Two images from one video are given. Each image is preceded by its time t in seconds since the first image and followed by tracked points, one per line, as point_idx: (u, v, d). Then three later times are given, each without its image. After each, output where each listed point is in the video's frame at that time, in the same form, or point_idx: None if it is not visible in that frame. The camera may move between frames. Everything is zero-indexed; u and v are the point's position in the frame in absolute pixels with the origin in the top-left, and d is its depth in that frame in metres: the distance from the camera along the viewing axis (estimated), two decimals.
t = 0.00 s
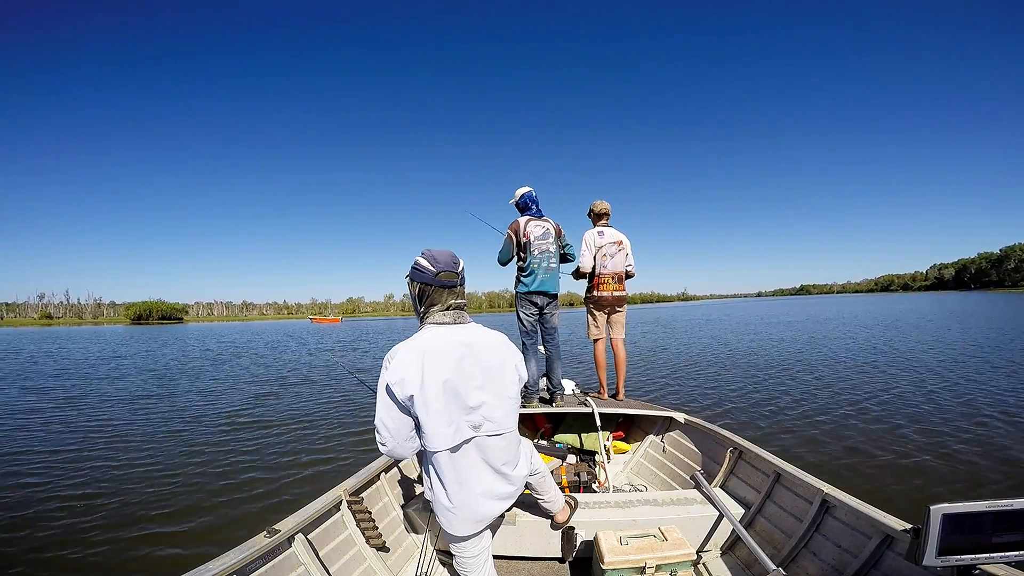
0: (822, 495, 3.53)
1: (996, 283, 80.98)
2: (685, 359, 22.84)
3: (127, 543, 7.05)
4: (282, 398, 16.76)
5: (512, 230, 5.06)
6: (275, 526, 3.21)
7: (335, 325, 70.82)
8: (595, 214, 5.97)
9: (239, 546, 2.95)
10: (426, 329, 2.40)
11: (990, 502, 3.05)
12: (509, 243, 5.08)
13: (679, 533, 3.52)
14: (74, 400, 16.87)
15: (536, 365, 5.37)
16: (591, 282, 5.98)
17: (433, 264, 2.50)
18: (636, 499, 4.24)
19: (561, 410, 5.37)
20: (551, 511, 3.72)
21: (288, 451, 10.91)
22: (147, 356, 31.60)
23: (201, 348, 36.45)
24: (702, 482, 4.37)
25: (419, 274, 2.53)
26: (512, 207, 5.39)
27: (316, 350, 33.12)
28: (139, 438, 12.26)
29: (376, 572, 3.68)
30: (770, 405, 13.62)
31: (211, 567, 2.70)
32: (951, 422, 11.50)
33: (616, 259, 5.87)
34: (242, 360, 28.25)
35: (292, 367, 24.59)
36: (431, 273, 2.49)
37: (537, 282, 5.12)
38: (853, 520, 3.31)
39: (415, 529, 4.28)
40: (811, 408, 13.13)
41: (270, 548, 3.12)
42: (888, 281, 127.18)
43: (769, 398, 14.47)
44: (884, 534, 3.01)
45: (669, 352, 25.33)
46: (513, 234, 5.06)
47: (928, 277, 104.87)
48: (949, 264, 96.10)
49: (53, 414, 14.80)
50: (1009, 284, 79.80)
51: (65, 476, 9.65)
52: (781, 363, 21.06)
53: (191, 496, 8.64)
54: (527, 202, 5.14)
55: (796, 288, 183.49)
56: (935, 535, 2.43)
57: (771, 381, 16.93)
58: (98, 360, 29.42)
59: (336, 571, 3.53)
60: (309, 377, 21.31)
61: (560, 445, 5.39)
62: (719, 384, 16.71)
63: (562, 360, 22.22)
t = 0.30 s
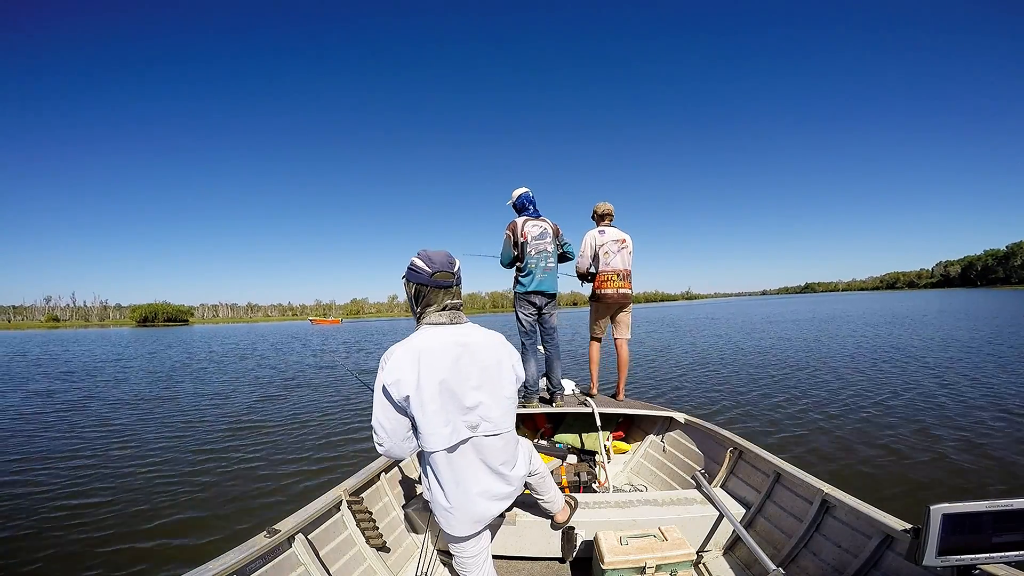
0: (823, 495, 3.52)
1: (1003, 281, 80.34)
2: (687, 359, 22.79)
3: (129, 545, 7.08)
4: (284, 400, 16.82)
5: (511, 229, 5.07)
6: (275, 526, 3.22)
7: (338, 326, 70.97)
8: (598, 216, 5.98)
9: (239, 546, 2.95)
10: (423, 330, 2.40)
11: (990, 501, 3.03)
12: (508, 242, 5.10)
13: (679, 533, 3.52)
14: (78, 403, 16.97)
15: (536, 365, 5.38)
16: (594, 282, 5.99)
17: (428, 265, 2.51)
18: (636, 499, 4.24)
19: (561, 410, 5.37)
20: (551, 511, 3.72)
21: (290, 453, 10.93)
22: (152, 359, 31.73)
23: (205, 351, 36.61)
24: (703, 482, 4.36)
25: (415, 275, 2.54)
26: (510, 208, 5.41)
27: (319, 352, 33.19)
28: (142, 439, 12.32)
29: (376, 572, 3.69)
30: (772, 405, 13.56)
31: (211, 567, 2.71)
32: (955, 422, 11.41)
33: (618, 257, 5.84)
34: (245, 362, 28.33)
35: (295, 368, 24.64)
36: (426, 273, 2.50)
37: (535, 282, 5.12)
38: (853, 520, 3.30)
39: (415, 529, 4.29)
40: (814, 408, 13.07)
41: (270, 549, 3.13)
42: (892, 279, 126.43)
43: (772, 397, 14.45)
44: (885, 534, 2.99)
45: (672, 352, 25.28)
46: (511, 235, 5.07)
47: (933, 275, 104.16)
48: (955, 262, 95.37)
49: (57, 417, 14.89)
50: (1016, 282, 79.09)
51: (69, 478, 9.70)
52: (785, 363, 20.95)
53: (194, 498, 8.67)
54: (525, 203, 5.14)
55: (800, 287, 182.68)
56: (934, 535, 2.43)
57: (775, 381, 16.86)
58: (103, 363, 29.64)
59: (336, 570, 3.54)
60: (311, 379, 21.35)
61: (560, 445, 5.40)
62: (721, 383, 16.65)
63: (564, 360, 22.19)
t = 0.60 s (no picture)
0: (822, 495, 3.52)
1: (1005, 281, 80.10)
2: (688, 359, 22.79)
3: (131, 547, 7.10)
4: (286, 400, 16.85)
5: (511, 230, 5.08)
6: (275, 526, 3.22)
7: (341, 327, 71.07)
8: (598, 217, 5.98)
9: (239, 546, 2.95)
10: (422, 330, 2.41)
11: (991, 501, 3.03)
12: (508, 242, 5.12)
13: (679, 533, 3.51)
14: (81, 405, 17.04)
15: (536, 366, 5.38)
16: (594, 282, 5.99)
17: (428, 265, 2.51)
18: (636, 499, 4.24)
19: (561, 410, 5.38)
20: (551, 511, 3.72)
21: (290, 454, 10.94)
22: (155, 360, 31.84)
23: (207, 352, 36.72)
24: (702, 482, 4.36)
25: (415, 275, 2.54)
26: (509, 209, 5.42)
27: (320, 352, 33.23)
28: (144, 441, 12.36)
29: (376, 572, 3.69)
30: (773, 405, 13.56)
31: (211, 567, 2.71)
32: (957, 421, 11.39)
33: (618, 257, 5.83)
34: (247, 363, 28.41)
35: (296, 369, 24.68)
36: (424, 273, 2.51)
37: (535, 283, 5.12)
38: (853, 520, 3.30)
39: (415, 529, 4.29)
40: (814, 408, 13.07)
41: (270, 549, 3.13)
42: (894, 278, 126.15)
43: (773, 397, 14.44)
44: (884, 534, 2.99)
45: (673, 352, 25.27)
46: (511, 235, 5.07)
47: (935, 275, 103.97)
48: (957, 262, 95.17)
49: (59, 419, 14.93)
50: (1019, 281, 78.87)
51: (70, 480, 9.73)
52: (786, 362, 20.92)
53: (195, 500, 8.67)
54: (524, 203, 5.15)
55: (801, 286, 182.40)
56: (935, 535, 2.42)
57: (775, 381, 16.86)
58: (107, 364, 29.75)
59: (336, 571, 3.54)
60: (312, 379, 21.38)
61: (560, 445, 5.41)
62: (723, 383, 16.65)
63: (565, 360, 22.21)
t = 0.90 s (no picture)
0: (823, 496, 3.52)
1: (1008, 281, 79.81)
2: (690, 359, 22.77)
3: (131, 547, 7.09)
4: (288, 400, 16.85)
5: (511, 230, 5.08)
6: (275, 526, 3.22)
7: (343, 327, 71.19)
8: (599, 217, 5.97)
9: (239, 546, 2.95)
10: (425, 330, 2.40)
11: (991, 500, 3.03)
12: (508, 243, 5.12)
13: (679, 533, 3.51)
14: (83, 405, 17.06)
15: (536, 365, 5.38)
16: (595, 283, 5.99)
17: (431, 264, 2.51)
18: (636, 499, 4.24)
19: (561, 410, 5.38)
20: (551, 511, 3.72)
21: (291, 454, 10.95)
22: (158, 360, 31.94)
23: (210, 352, 36.79)
24: (702, 482, 4.37)
25: (419, 274, 2.54)
26: (510, 209, 5.41)
27: (322, 352, 33.26)
28: (146, 440, 12.38)
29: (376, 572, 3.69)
30: (773, 405, 13.56)
31: (211, 567, 2.71)
32: (958, 422, 11.36)
33: (619, 258, 5.83)
34: (249, 363, 28.44)
35: (298, 369, 24.71)
36: (428, 274, 2.51)
37: (536, 282, 5.12)
38: (853, 520, 3.30)
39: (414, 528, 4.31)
40: (815, 408, 13.07)
41: (270, 549, 3.14)
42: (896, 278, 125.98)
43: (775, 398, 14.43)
44: (885, 534, 2.99)
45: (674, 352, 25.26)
46: (512, 235, 5.08)
47: (937, 275, 103.74)
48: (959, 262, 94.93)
49: (61, 418, 14.97)
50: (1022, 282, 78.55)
51: (71, 479, 9.74)
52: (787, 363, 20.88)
53: (195, 499, 8.68)
54: (525, 203, 5.15)
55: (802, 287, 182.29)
56: (934, 535, 2.42)
57: (776, 381, 16.83)
58: (110, 364, 29.81)
59: (336, 571, 3.54)
60: (314, 379, 21.40)
61: (560, 444, 5.42)
62: (724, 384, 16.65)
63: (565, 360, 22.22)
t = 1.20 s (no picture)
0: (823, 496, 3.52)
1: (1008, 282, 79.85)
2: (690, 360, 22.79)
3: (130, 546, 7.08)
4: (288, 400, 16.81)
5: (512, 230, 5.08)
6: (275, 526, 3.22)
7: (345, 327, 71.15)
8: (600, 217, 5.98)
9: (239, 546, 2.95)
10: (428, 330, 2.40)
11: (990, 500, 3.04)
12: (509, 243, 5.12)
13: (680, 533, 3.51)
14: (82, 404, 17.05)
15: (536, 365, 5.37)
16: (595, 283, 5.99)
17: (433, 264, 2.51)
18: (636, 499, 4.24)
19: (561, 410, 5.38)
20: (551, 511, 3.72)
21: (290, 453, 10.94)
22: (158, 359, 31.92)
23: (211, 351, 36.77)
24: (702, 482, 4.37)
25: (420, 274, 2.54)
26: (511, 209, 5.41)
27: (322, 352, 33.25)
28: (145, 440, 12.36)
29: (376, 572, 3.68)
30: (773, 406, 13.58)
31: (211, 567, 2.71)
32: (958, 423, 11.37)
33: (619, 258, 5.84)
34: (249, 362, 28.42)
35: (298, 369, 24.69)
36: (429, 274, 2.50)
37: (537, 282, 5.12)
38: (853, 520, 3.30)
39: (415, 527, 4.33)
40: (814, 409, 13.08)
41: (270, 549, 3.13)
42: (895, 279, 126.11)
43: (775, 398, 14.44)
44: (884, 534, 3.00)
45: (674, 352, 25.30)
46: (512, 235, 5.08)
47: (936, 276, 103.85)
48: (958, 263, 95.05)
49: (61, 418, 14.95)
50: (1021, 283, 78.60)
51: (71, 479, 9.73)
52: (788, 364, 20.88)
53: (195, 498, 8.67)
54: (526, 203, 5.14)
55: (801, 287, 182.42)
56: (934, 535, 2.43)
57: (776, 382, 16.85)
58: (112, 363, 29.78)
59: (336, 571, 3.54)
60: (314, 379, 21.40)
61: (560, 444, 5.42)
62: (723, 385, 16.68)
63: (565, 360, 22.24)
